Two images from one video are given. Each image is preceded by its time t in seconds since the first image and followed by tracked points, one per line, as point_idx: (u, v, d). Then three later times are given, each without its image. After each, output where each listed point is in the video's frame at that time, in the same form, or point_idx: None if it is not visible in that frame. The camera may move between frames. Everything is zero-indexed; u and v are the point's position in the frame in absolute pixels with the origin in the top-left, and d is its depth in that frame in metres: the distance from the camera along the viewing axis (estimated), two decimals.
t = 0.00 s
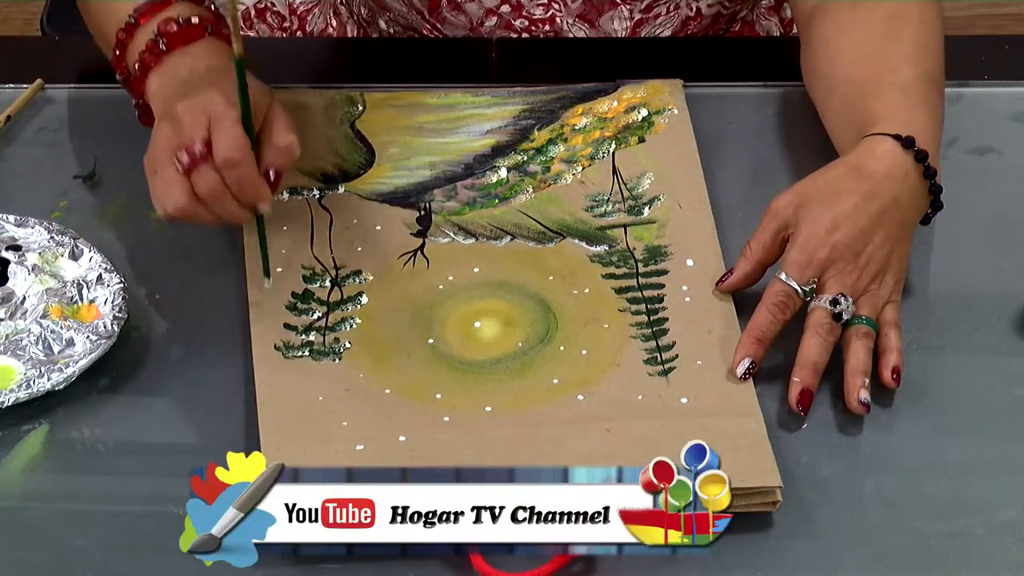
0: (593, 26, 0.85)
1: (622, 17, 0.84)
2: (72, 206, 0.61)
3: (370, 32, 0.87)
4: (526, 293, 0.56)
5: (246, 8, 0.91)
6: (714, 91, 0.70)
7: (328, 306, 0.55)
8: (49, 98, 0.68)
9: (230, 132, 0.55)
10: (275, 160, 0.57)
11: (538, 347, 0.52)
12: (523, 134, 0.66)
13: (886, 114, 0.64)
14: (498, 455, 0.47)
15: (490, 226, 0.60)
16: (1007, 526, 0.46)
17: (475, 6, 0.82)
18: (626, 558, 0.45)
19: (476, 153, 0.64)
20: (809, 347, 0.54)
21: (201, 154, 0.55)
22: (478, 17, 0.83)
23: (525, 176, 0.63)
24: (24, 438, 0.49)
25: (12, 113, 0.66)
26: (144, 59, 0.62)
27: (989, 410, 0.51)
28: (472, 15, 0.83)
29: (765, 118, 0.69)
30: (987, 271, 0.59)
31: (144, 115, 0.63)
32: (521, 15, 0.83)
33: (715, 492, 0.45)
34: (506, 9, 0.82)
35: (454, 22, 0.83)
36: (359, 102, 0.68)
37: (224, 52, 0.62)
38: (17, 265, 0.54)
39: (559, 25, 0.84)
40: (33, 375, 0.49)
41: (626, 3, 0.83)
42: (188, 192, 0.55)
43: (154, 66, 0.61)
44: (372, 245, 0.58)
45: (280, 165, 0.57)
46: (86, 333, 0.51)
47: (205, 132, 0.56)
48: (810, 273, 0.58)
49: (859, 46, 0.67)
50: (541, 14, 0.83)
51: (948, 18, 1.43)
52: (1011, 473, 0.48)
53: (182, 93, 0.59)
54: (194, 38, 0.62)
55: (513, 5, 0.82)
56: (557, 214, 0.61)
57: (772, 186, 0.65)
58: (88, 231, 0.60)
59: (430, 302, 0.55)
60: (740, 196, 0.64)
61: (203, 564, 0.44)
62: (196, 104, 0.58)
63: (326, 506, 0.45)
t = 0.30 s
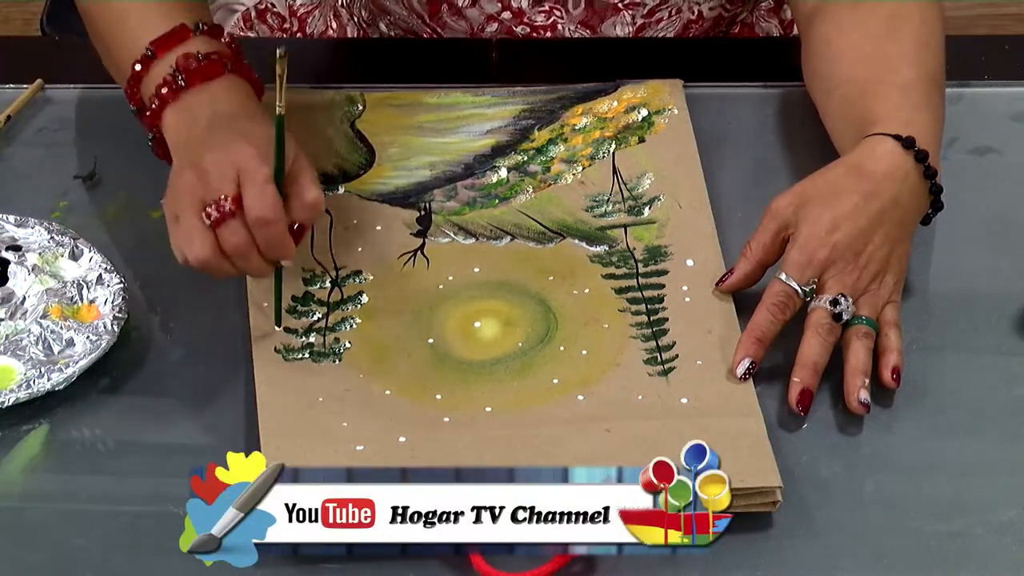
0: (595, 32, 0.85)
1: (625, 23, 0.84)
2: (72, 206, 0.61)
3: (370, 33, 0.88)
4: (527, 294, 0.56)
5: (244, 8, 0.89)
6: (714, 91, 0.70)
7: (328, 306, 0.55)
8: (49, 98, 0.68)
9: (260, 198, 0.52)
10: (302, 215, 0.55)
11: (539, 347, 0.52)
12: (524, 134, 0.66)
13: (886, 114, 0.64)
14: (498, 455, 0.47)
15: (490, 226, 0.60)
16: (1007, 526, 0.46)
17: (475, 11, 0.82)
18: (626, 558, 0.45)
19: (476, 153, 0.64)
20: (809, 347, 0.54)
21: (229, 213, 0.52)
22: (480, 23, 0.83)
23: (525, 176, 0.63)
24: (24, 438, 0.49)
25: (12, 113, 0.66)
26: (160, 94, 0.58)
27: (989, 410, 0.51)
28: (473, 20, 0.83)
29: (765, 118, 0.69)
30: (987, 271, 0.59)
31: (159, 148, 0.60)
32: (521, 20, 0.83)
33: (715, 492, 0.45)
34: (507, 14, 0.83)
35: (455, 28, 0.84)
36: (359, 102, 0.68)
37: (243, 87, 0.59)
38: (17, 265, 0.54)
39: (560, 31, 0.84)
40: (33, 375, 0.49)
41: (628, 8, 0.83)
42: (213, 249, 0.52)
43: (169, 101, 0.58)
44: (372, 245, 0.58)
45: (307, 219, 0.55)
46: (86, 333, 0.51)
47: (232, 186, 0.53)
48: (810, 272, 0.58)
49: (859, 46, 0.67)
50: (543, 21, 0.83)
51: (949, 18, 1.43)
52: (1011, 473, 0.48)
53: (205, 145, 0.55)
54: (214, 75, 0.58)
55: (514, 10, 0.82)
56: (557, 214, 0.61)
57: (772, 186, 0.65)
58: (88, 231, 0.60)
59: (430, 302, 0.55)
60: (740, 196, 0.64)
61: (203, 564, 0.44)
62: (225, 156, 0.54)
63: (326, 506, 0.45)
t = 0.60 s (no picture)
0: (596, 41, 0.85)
1: (626, 29, 0.84)
2: (72, 207, 0.61)
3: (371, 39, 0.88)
4: (526, 293, 0.56)
5: (246, 10, 0.90)
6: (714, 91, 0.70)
7: (328, 306, 0.55)
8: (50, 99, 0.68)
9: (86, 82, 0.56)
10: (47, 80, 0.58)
11: (539, 347, 0.52)
12: (524, 134, 0.66)
13: (886, 114, 0.64)
14: (497, 455, 0.47)
15: (490, 226, 0.60)
16: (1006, 526, 0.46)
17: (475, 20, 0.83)
18: (626, 558, 0.45)
19: (476, 153, 0.64)
20: (809, 347, 0.54)
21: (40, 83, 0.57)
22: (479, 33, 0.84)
23: (525, 176, 0.63)
24: (24, 438, 0.49)
25: (12, 112, 0.66)
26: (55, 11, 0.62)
27: (989, 410, 0.51)
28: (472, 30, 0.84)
29: (766, 118, 0.69)
30: (987, 271, 0.59)
31: (32, 74, 0.63)
32: (522, 32, 0.83)
33: (715, 492, 0.45)
34: (507, 25, 0.83)
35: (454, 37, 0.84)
36: (359, 102, 0.68)
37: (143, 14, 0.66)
38: (17, 265, 0.54)
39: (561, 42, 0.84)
40: (33, 375, 0.49)
41: (629, 15, 0.83)
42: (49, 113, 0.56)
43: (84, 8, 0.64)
44: (373, 244, 0.58)
45: (146, 92, 0.59)
46: (86, 333, 0.51)
47: (74, 51, 0.56)
48: (811, 273, 0.58)
49: (859, 47, 0.67)
50: (544, 32, 0.84)
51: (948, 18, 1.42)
52: (1011, 473, 0.48)
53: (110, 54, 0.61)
54: None
55: (514, 22, 0.83)
56: (558, 214, 0.61)
57: (772, 186, 0.65)
58: (88, 230, 0.60)
59: (430, 302, 0.55)
60: (740, 196, 0.64)
61: (203, 564, 0.44)
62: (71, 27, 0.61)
63: (326, 506, 0.45)
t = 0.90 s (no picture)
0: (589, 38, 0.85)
1: (618, 27, 0.84)
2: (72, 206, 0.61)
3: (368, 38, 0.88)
4: (526, 293, 0.56)
5: (244, 9, 0.89)
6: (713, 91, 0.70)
7: (328, 305, 0.55)
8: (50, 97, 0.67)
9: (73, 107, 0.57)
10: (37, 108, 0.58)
11: (539, 347, 0.52)
12: (524, 134, 0.66)
13: (886, 114, 0.64)
14: (498, 456, 0.47)
15: (490, 226, 0.60)
16: (1007, 526, 0.46)
17: (467, 20, 0.83)
18: (626, 558, 0.44)
19: (476, 153, 0.64)
20: (809, 347, 0.54)
21: (18, 132, 0.57)
22: (472, 33, 0.84)
23: (525, 176, 0.63)
24: (24, 438, 0.49)
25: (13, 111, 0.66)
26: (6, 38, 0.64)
27: (989, 410, 0.51)
28: (465, 29, 0.84)
29: (765, 117, 0.69)
30: (988, 270, 0.59)
31: None
32: (515, 31, 0.84)
33: (716, 492, 0.46)
34: (499, 25, 0.83)
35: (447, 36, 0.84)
36: (359, 102, 0.68)
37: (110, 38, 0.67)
38: (17, 265, 0.54)
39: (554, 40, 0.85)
40: (33, 375, 0.49)
41: (621, 12, 0.83)
42: (28, 156, 0.55)
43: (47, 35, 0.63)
44: (372, 245, 0.58)
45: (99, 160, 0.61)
46: (86, 334, 0.51)
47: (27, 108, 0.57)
48: (811, 273, 0.58)
49: (859, 47, 0.68)
50: (536, 31, 0.84)
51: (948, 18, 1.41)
52: (1011, 473, 0.48)
53: (84, 85, 0.62)
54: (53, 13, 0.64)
55: (507, 22, 0.83)
56: (558, 214, 0.61)
57: (772, 186, 0.65)
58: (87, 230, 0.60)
59: (430, 302, 0.55)
60: (739, 196, 0.64)
61: (203, 564, 0.44)
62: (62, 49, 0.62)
63: (326, 506, 0.45)
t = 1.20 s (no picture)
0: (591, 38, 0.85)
1: (619, 26, 0.84)
2: (72, 206, 0.61)
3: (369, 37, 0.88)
4: (525, 293, 0.56)
5: (244, 9, 0.90)
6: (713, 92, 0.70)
7: (326, 305, 0.55)
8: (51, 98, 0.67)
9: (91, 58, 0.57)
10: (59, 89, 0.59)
11: (537, 347, 0.52)
12: (522, 134, 0.66)
13: (886, 114, 0.64)
14: (497, 456, 0.47)
15: (488, 225, 0.60)
16: (1006, 526, 0.46)
17: (469, 19, 0.83)
18: (626, 558, 0.44)
19: (474, 153, 0.65)
20: (809, 347, 0.54)
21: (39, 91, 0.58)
22: (473, 33, 0.84)
23: (523, 176, 0.63)
24: (24, 438, 0.49)
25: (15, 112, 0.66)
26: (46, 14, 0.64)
27: (989, 410, 0.51)
28: (467, 29, 0.84)
29: (765, 117, 0.69)
30: (988, 271, 0.59)
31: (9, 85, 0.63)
32: (516, 31, 0.84)
33: (715, 492, 0.46)
34: (501, 25, 0.83)
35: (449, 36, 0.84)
36: (357, 102, 0.68)
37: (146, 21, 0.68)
38: (18, 266, 0.54)
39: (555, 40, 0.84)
40: (33, 375, 0.49)
41: (622, 12, 0.83)
42: (47, 114, 0.56)
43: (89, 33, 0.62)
44: (371, 245, 0.59)
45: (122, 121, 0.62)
46: (86, 334, 0.51)
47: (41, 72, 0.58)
48: (811, 272, 0.58)
49: (859, 47, 0.67)
50: (539, 31, 0.84)
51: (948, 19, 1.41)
52: (1011, 473, 0.48)
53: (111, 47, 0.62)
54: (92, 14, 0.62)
55: (509, 21, 0.83)
56: (556, 214, 0.61)
57: (771, 186, 0.65)
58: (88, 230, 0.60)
59: (429, 302, 0.55)
60: (739, 195, 0.64)
61: (203, 564, 0.44)
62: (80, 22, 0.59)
63: (326, 506, 0.45)
